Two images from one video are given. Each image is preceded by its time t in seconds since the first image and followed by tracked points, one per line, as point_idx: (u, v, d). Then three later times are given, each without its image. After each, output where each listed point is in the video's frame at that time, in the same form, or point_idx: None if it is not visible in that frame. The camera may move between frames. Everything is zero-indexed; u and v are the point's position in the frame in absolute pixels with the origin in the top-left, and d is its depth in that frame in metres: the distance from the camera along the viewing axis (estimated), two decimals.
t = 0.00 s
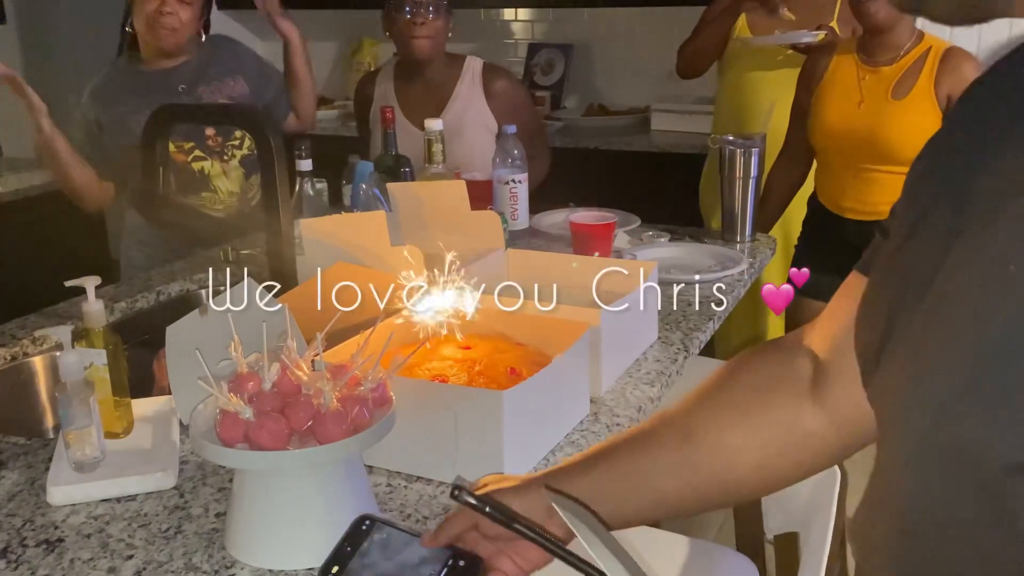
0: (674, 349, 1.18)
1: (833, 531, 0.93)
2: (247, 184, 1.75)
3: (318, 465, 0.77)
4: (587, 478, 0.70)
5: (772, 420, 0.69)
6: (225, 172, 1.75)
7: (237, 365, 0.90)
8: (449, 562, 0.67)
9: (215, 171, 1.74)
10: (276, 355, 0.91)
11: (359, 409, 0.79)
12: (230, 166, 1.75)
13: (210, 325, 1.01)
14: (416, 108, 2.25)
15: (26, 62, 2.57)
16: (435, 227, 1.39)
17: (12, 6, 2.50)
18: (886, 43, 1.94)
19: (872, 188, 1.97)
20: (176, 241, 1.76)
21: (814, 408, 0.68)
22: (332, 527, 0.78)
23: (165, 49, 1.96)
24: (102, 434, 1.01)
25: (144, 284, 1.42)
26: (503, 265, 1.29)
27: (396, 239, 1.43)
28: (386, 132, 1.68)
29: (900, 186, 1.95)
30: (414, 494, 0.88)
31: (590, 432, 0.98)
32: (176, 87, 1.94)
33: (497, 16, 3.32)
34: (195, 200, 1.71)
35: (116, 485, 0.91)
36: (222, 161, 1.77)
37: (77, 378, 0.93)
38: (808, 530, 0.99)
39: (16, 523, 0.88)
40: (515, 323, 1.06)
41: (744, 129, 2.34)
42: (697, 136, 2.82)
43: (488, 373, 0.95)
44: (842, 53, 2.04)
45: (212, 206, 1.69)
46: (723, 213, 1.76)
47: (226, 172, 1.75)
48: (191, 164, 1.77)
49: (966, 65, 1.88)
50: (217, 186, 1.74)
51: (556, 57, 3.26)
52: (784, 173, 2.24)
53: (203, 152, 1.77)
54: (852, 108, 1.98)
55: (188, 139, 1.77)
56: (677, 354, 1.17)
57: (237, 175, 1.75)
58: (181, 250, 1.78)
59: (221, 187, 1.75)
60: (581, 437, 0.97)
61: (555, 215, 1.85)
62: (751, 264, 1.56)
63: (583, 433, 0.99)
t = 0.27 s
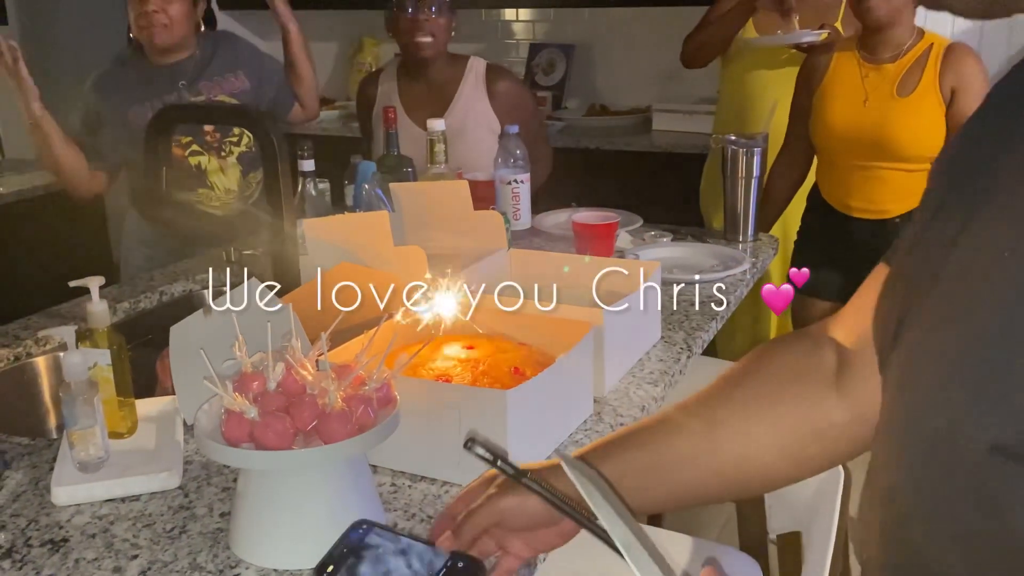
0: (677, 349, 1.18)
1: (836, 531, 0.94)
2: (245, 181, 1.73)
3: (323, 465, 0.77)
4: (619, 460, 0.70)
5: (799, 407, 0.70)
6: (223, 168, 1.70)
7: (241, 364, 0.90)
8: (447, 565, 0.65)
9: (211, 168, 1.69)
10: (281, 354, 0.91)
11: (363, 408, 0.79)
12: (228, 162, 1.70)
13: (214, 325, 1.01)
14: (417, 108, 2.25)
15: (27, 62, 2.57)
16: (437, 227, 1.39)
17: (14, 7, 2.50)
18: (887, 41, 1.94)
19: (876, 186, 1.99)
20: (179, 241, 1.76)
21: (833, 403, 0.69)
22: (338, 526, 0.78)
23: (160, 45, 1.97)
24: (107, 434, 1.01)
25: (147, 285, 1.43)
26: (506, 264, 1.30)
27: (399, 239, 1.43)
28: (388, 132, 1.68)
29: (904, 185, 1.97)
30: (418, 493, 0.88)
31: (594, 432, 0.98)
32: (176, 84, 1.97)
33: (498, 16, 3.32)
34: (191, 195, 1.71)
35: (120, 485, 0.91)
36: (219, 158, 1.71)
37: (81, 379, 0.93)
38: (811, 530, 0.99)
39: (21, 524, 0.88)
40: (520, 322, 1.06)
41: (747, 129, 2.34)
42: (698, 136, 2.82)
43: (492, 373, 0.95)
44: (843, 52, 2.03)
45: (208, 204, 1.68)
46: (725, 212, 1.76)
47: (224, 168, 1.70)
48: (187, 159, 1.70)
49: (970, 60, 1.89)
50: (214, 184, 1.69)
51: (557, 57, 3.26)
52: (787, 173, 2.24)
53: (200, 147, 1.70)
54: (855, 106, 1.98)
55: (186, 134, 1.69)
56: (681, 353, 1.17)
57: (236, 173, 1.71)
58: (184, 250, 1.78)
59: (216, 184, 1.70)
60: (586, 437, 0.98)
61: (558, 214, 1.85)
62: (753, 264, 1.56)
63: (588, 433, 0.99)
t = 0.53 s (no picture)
0: (677, 350, 1.19)
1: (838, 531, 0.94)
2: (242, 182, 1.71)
3: (325, 466, 0.77)
4: (698, 459, 0.72)
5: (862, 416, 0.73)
6: (220, 169, 1.69)
7: (242, 366, 0.90)
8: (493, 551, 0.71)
9: (208, 168, 1.68)
10: (282, 355, 0.91)
11: (364, 410, 0.80)
12: (225, 164, 1.69)
13: (215, 327, 1.02)
14: (418, 109, 2.25)
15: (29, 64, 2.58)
16: (438, 229, 1.39)
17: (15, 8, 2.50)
18: (873, 46, 1.94)
19: (871, 190, 1.99)
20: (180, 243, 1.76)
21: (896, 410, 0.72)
22: (339, 528, 0.79)
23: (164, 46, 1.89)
24: (108, 436, 1.01)
25: (148, 287, 1.43)
26: (506, 266, 1.30)
27: (400, 241, 1.43)
28: (388, 134, 1.68)
29: (898, 187, 1.97)
30: (419, 494, 0.88)
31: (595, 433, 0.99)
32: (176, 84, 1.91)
33: (498, 18, 3.33)
34: (188, 196, 1.70)
35: (122, 486, 0.91)
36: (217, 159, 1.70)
37: (82, 381, 0.93)
38: (813, 530, 0.99)
39: (22, 525, 0.88)
40: (520, 322, 1.06)
41: (746, 130, 2.34)
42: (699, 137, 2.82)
43: (493, 374, 0.95)
44: (830, 57, 2.04)
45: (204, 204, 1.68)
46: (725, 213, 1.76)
47: (221, 169, 1.69)
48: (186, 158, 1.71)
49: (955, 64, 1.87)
50: (211, 184, 1.68)
51: (557, 58, 3.26)
52: (787, 174, 2.24)
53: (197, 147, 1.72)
54: (846, 111, 1.98)
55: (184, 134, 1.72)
56: (681, 354, 1.17)
57: (232, 174, 1.69)
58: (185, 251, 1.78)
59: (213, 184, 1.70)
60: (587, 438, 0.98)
61: (558, 215, 1.85)
62: (753, 264, 1.56)
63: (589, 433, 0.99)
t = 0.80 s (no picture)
0: (676, 351, 1.19)
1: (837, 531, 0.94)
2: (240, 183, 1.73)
3: (322, 468, 0.77)
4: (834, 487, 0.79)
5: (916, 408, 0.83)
6: (219, 168, 1.74)
7: (238, 367, 0.90)
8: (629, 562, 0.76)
9: (207, 166, 1.73)
10: (279, 357, 0.91)
11: (361, 411, 0.79)
12: (224, 163, 1.74)
13: (212, 329, 1.01)
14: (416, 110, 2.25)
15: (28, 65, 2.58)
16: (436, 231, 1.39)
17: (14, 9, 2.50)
18: (866, 48, 1.94)
19: (868, 189, 2.01)
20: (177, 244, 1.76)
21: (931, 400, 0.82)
22: (336, 530, 0.78)
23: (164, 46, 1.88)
24: (106, 438, 1.01)
25: (146, 288, 1.42)
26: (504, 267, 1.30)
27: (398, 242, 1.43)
28: (387, 135, 1.68)
29: (894, 187, 1.99)
30: (417, 496, 0.88)
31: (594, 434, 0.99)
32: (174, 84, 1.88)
33: (497, 19, 3.33)
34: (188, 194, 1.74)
35: (120, 488, 0.91)
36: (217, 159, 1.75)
37: (80, 383, 0.93)
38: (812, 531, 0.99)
39: (20, 528, 0.88)
40: (518, 324, 1.05)
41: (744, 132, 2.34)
42: (698, 137, 2.82)
43: (491, 376, 0.95)
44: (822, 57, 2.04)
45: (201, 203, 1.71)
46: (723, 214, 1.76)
47: (220, 168, 1.74)
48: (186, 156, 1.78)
49: (947, 63, 1.88)
50: (210, 183, 1.73)
51: (556, 59, 3.27)
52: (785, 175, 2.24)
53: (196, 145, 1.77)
54: (840, 113, 1.97)
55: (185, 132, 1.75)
56: (679, 356, 1.17)
57: (231, 174, 1.74)
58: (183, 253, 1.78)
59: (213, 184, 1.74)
60: (585, 439, 0.98)
61: (556, 216, 1.85)
62: (752, 265, 1.56)
63: (587, 435, 0.99)
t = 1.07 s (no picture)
0: (672, 352, 1.18)
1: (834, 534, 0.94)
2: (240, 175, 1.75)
3: (316, 471, 0.76)
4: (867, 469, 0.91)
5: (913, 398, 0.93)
6: (220, 159, 1.75)
7: (232, 370, 0.90)
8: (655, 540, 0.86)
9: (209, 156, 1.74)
10: (273, 360, 0.91)
11: (355, 414, 0.79)
12: (226, 155, 1.75)
13: (207, 331, 1.01)
14: (414, 111, 2.25)
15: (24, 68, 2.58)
16: (431, 232, 1.39)
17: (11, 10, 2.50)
18: (859, 42, 1.92)
19: (855, 182, 2.00)
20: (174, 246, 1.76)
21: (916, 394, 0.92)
22: (331, 532, 0.78)
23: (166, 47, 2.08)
24: (100, 441, 1.00)
25: (143, 290, 1.42)
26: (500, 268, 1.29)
27: (394, 244, 1.43)
28: (384, 136, 1.68)
29: (883, 180, 1.99)
30: (411, 498, 0.88)
31: (589, 436, 0.98)
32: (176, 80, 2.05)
33: (495, 20, 3.33)
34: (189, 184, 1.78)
35: (114, 491, 0.91)
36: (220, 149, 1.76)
37: (75, 385, 0.93)
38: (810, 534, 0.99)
39: (14, 530, 0.87)
40: (513, 325, 1.05)
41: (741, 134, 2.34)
42: (696, 138, 2.82)
43: (486, 377, 0.94)
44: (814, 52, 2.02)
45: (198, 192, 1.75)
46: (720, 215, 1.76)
47: (221, 159, 1.75)
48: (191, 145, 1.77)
49: (939, 60, 1.88)
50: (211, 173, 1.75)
51: (554, 60, 3.27)
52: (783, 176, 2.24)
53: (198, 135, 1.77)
54: (831, 106, 1.97)
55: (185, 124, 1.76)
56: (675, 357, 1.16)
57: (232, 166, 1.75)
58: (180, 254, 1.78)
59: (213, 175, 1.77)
60: (580, 441, 0.97)
61: (553, 217, 1.85)
62: (749, 266, 1.56)
63: (582, 437, 0.98)
